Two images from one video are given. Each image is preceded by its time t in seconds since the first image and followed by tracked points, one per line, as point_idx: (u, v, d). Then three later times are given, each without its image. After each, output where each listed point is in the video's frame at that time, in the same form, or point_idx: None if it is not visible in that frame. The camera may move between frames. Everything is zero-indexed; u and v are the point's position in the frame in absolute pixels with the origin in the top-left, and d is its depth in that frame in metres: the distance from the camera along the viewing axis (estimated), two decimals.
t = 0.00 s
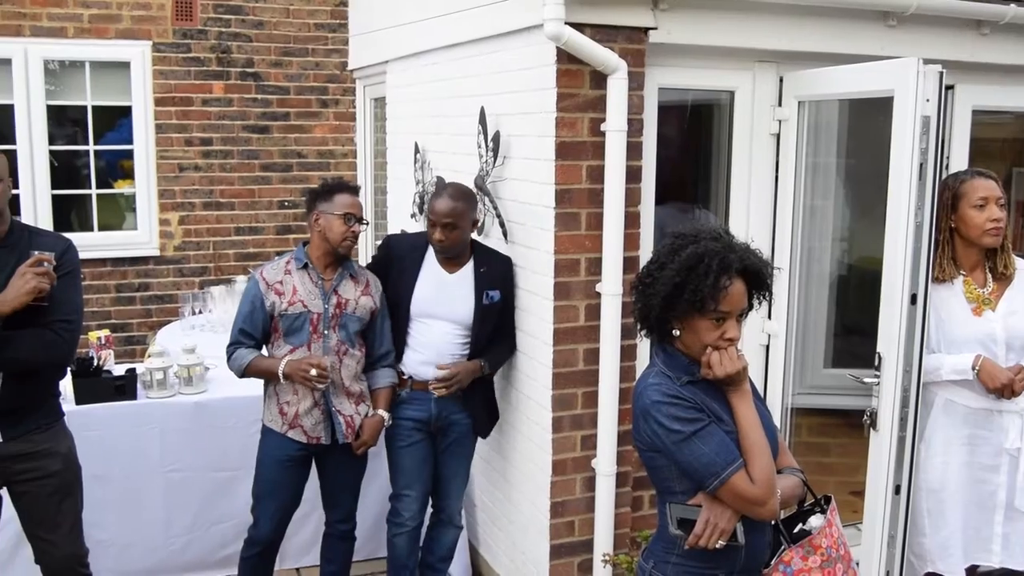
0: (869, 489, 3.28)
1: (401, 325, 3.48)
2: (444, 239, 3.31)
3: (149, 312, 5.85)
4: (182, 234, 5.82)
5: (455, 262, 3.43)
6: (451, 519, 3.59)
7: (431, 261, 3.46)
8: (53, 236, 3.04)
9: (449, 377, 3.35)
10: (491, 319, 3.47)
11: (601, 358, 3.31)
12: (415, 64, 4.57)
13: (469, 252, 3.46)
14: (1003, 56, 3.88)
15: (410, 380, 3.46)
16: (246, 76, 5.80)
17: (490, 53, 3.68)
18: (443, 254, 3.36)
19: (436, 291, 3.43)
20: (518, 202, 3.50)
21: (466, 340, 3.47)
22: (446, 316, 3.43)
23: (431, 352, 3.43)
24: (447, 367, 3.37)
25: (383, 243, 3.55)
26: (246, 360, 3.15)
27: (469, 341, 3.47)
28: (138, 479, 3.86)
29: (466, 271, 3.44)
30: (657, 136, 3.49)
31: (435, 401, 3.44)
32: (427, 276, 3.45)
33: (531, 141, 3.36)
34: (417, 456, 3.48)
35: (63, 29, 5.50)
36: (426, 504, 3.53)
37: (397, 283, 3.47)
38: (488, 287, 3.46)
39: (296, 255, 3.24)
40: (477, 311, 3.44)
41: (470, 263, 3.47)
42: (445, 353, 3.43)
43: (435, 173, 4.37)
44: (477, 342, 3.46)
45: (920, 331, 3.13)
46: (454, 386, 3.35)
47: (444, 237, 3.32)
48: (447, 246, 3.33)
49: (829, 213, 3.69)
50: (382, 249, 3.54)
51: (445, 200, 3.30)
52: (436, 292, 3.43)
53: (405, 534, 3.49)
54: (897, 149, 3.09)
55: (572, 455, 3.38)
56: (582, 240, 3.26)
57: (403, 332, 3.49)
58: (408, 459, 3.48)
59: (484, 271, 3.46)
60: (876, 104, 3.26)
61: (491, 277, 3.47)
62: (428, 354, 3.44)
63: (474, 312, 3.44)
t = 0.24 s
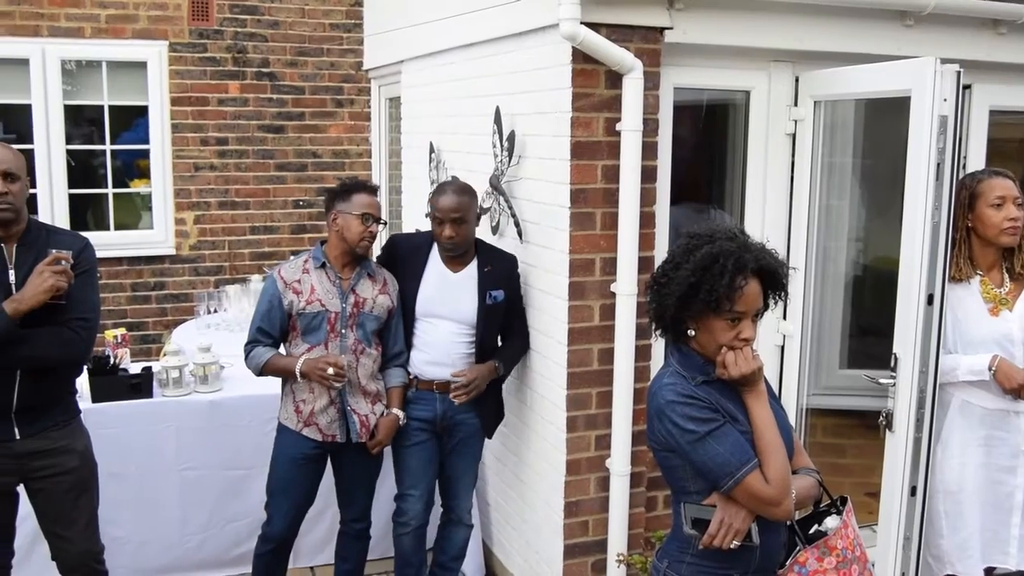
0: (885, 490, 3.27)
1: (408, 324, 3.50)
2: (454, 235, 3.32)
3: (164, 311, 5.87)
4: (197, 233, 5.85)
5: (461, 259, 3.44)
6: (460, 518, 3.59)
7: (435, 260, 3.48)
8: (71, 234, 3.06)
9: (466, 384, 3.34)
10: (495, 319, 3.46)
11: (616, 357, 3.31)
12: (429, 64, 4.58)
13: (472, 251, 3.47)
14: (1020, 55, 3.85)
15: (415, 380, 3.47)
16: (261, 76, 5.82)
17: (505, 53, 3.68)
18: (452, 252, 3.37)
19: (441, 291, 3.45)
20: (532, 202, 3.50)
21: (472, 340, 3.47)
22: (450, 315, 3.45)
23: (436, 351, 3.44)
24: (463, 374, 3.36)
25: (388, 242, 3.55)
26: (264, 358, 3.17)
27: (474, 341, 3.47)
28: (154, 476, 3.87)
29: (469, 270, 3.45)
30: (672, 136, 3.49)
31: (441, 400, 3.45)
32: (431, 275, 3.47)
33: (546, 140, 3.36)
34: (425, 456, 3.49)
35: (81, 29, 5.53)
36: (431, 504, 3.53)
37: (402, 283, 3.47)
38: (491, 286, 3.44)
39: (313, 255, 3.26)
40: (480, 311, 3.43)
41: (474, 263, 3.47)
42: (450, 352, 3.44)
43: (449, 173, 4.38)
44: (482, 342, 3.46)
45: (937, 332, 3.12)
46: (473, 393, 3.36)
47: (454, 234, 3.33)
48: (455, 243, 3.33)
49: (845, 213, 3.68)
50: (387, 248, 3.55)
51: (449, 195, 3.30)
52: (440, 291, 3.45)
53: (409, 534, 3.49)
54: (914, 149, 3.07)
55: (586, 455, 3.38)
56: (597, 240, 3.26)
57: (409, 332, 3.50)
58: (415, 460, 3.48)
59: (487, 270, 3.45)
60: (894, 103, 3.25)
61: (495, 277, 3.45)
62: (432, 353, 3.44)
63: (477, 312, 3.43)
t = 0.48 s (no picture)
0: (901, 490, 3.26)
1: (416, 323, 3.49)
2: (463, 230, 3.32)
3: (180, 309, 5.90)
4: (213, 231, 5.87)
5: (469, 256, 3.44)
6: (474, 516, 3.59)
7: (443, 259, 3.48)
8: (89, 232, 3.08)
9: (480, 384, 3.35)
10: (505, 315, 3.45)
11: (631, 356, 3.31)
12: (445, 63, 4.58)
13: (481, 248, 3.47)
14: None
15: (426, 378, 3.48)
16: (277, 75, 5.84)
17: (520, 52, 3.68)
18: (462, 249, 3.37)
19: (449, 289, 3.45)
20: (548, 201, 3.50)
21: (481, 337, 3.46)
22: (458, 313, 3.44)
23: (446, 350, 3.44)
24: (477, 374, 3.36)
25: (399, 240, 3.56)
26: (279, 356, 3.17)
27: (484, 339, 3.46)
28: (170, 473, 3.89)
29: (479, 267, 3.45)
30: (688, 135, 3.48)
31: (451, 399, 3.45)
32: (440, 274, 3.46)
33: (562, 139, 3.36)
34: (433, 455, 3.50)
35: (98, 28, 5.56)
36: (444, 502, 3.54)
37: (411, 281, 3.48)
38: (500, 283, 3.43)
39: (328, 253, 3.26)
40: (489, 308, 3.42)
41: (482, 261, 3.46)
42: (460, 350, 3.44)
43: (465, 172, 4.38)
44: (491, 339, 3.45)
45: (954, 331, 3.11)
46: (488, 393, 3.36)
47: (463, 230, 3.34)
48: (464, 238, 3.34)
49: (861, 213, 3.67)
50: (398, 245, 3.56)
51: (454, 191, 3.31)
52: (448, 289, 3.45)
53: (425, 531, 3.51)
54: (932, 148, 3.06)
55: (601, 454, 3.38)
56: (613, 239, 3.26)
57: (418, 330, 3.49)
58: (427, 458, 3.50)
59: (496, 267, 3.44)
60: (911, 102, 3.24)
61: (504, 273, 3.44)
62: (442, 351, 3.44)
63: (486, 309, 3.43)
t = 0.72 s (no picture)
0: (919, 493, 3.25)
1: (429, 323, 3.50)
2: (477, 230, 3.33)
3: (197, 309, 5.92)
4: (231, 232, 5.90)
5: (482, 257, 3.45)
6: (490, 517, 3.59)
7: (455, 261, 3.49)
8: (108, 233, 3.10)
9: (496, 387, 3.36)
10: (520, 315, 3.45)
11: (649, 357, 3.31)
12: (462, 64, 4.59)
13: (493, 249, 3.48)
14: None
15: (441, 379, 3.48)
16: (294, 76, 5.86)
17: (538, 53, 3.69)
18: (475, 250, 3.38)
19: (463, 289, 3.46)
20: (566, 202, 3.50)
21: (496, 338, 3.47)
22: (473, 313, 3.45)
23: (461, 351, 3.45)
24: (492, 376, 3.37)
25: (413, 242, 3.57)
26: (298, 356, 3.15)
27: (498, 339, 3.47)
28: (188, 473, 3.91)
29: (491, 268, 3.46)
30: (706, 136, 3.48)
31: (467, 400, 3.46)
32: (452, 275, 3.48)
33: (580, 140, 3.36)
34: (448, 455, 3.51)
35: (116, 30, 5.60)
36: (461, 504, 3.55)
37: (424, 282, 3.49)
38: (514, 284, 3.43)
39: (345, 253, 3.27)
40: (504, 308, 3.43)
41: (496, 262, 3.47)
42: (475, 350, 3.45)
43: (482, 173, 4.39)
44: (506, 339, 3.44)
45: (974, 333, 3.10)
46: (503, 395, 3.37)
47: (476, 231, 3.34)
48: (478, 238, 3.35)
49: (879, 214, 3.67)
50: (412, 247, 3.57)
51: (466, 192, 3.32)
52: (461, 290, 3.46)
53: (442, 532, 3.53)
54: (950, 148, 3.05)
55: (619, 455, 3.38)
56: (630, 240, 3.26)
57: (433, 331, 3.50)
58: (443, 458, 3.51)
59: (510, 268, 3.44)
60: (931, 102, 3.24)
61: (518, 274, 3.44)
62: (457, 351, 3.45)
63: (501, 309, 3.43)
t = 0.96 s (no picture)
0: (938, 492, 3.23)
1: (443, 322, 3.49)
2: (490, 229, 3.34)
3: (215, 309, 5.95)
4: (248, 232, 5.92)
5: (494, 257, 3.45)
6: (507, 516, 3.59)
7: (468, 262, 3.48)
8: (128, 233, 3.12)
9: (505, 385, 3.35)
10: (533, 314, 3.45)
11: (667, 357, 3.31)
12: (479, 64, 4.60)
13: (505, 248, 3.47)
14: None
15: (459, 379, 3.49)
16: (311, 77, 5.88)
17: (556, 53, 3.69)
18: (489, 248, 3.38)
19: (476, 289, 3.45)
20: (584, 201, 3.51)
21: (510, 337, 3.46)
22: (487, 312, 3.44)
23: (475, 350, 3.45)
24: (502, 374, 3.37)
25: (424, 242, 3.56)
26: (325, 356, 3.16)
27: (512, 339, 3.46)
28: (207, 471, 3.93)
29: (503, 268, 3.45)
30: (724, 135, 3.48)
31: (484, 399, 3.46)
32: (465, 276, 3.47)
33: (598, 139, 3.37)
34: (466, 453, 3.50)
35: (134, 31, 5.63)
36: (479, 504, 3.55)
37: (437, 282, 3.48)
38: (528, 282, 3.43)
39: (369, 253, 3.28)
40: (518, 307, 3.42)
41: (508, 261, 3.46)
42: (490, 349, 3.44)
43: (499, 172, 4.40)
44: (520, 337, 3.45)
45: (995, 332, 3.08)
46: (512, 393, 3.37)
47: (489, 230, 3.35)
48: (492, 237, 3.36)
49: (898, 214, 3.65)
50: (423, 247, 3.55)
51: (478, 191, 3.34)
52: (474, 289, 3.45)
53: (460, 531, 3.53)
54: (971, 146, 3.04)
55: (637, 454, 3.38)
56: (649, 239, 3.26)
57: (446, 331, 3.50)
58: (461, 457, 3.50)
59: (523, 266, 3.44)
60: (955, 99, 3.22)
61: (532, 272, 3.44)
62: (473, 352, 3.45)
63: (515, 308, 3.43)
